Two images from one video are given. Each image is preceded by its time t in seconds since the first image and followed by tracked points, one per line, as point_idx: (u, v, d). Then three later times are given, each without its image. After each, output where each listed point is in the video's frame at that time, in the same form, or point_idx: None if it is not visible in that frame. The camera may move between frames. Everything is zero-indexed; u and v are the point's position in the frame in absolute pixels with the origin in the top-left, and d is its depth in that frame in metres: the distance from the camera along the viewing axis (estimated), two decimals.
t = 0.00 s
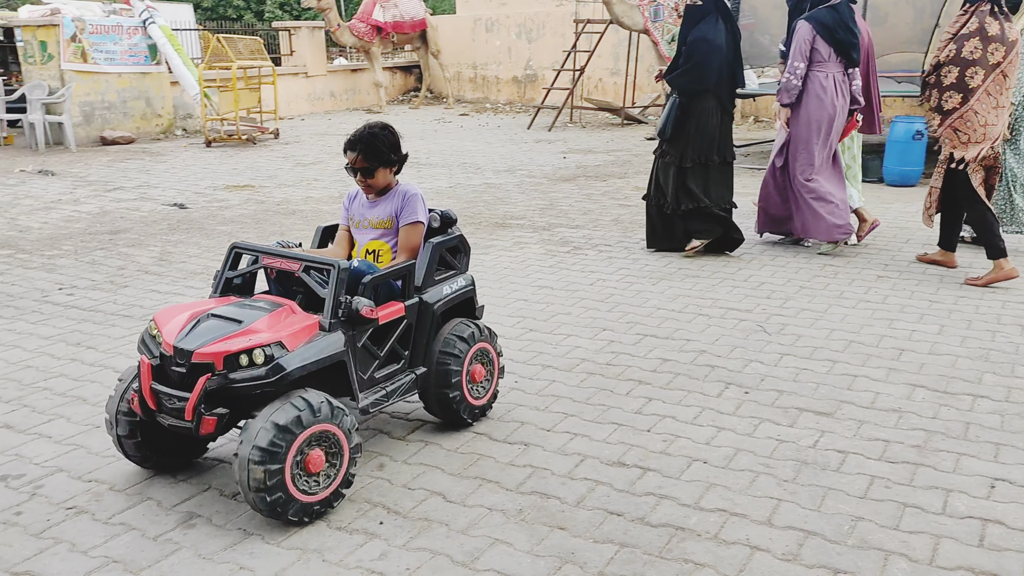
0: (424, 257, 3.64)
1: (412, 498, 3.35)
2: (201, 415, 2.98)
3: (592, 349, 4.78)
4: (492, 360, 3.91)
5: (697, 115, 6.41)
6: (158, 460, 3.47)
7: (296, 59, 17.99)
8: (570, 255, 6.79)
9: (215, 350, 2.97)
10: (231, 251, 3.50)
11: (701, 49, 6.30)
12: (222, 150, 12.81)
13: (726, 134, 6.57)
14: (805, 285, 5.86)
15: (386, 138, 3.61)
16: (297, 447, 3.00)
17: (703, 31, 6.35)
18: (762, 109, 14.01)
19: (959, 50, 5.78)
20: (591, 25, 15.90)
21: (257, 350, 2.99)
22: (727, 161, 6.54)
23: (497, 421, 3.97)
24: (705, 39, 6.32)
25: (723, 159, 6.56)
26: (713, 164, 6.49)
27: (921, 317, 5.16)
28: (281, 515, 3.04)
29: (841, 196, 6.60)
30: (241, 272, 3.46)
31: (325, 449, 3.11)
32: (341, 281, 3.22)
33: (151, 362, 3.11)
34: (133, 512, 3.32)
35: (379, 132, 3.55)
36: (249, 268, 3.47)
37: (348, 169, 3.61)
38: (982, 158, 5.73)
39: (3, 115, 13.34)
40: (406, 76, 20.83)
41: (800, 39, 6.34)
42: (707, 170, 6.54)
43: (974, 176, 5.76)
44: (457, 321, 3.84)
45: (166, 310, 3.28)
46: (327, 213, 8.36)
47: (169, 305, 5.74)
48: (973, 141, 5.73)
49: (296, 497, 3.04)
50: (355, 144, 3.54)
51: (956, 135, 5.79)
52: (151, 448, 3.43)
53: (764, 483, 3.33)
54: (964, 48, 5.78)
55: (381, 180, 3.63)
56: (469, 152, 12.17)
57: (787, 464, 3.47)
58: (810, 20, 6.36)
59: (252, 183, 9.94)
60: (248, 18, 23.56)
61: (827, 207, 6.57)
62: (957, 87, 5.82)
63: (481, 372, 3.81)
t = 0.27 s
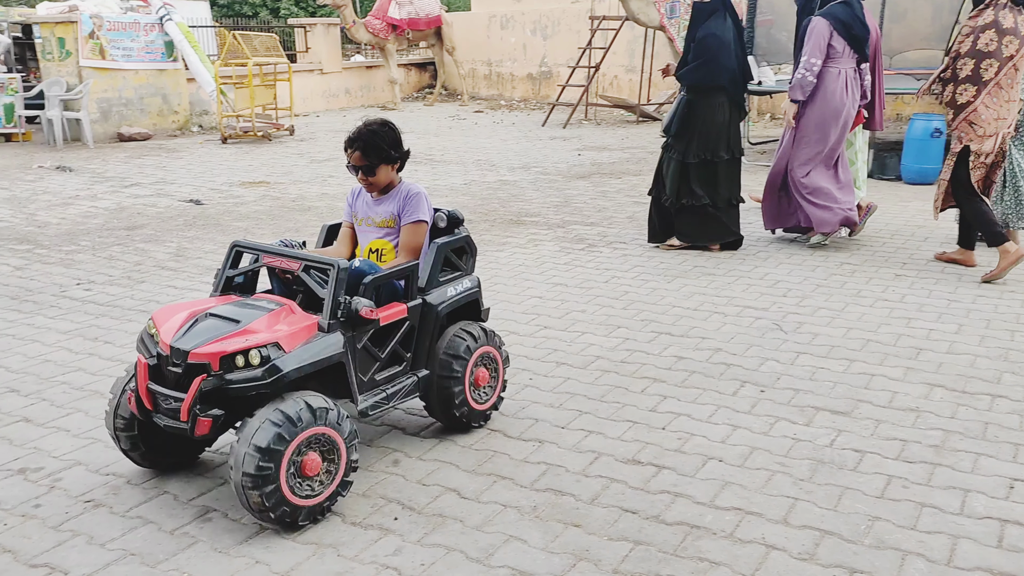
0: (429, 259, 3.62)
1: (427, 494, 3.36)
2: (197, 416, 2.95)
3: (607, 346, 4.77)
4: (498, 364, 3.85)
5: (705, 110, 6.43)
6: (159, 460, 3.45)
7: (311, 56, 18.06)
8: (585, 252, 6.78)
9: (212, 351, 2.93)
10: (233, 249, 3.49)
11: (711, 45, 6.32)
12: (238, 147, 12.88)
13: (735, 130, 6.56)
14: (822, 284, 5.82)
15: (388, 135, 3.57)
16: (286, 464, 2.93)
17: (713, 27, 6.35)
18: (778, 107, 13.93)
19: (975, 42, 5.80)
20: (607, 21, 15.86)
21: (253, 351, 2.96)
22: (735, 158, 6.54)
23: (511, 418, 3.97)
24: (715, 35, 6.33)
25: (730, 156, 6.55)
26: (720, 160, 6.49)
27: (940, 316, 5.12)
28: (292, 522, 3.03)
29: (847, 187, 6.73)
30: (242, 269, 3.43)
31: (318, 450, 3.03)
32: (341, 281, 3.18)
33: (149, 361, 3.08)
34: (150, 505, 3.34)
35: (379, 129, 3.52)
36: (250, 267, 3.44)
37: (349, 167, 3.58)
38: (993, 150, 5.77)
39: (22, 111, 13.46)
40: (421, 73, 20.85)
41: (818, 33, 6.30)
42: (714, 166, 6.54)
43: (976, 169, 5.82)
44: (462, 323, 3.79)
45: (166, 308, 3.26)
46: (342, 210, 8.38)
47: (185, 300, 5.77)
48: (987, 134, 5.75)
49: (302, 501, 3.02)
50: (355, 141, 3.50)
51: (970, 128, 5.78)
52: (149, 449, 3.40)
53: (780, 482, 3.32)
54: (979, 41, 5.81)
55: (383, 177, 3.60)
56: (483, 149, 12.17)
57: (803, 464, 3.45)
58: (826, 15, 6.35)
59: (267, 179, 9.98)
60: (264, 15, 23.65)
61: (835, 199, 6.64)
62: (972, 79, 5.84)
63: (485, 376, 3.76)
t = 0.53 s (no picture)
0: (434, 259, 3.58)
1: (440, 490, 3.36)
2: (195, 416, 2.94)
3: (621, 344, 4.76)
4: (505, 365, 3.82)
5: (711, 107, 6.48)
6: (161, 458, 3.46)
7: (326, 53, 18.12)
8: (599, 250, 6.77)
9: (211, 351, 2.92)
10: (238, 247, 3.49)
11: (716, 44, 6.40)
12: (252, 143, 12.93)
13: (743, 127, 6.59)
14: (837, 282, 5.79)
15: (392, 134, 3.54)
16: (279, 478, 2.92)
17: (718, 25, 6.42)
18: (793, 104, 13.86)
19: (992, 35, 5.83)
20: (621, 18, 15.83)
21: (253, 351, 2.95)
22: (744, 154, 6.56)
23: (524, 415, 3.98)
24: (721, 34, 6.39)
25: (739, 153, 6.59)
26: (728, 157, 6.52)
27: (957, 315, 5.08)
28: (305, 524, 3.06)
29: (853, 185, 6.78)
30: (247, 268, 3.46)
31: (311, 452, 3.00)
32: (344, 282, 3.17)
33: (150, 360, 3.09)
34: (166, 499, 3.37)
35: (383, 128, 3.50)
36: (255, 265, 3.45)
37: (354, 166, 3.57)
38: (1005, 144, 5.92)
39: (39, 108, 13.56)
40: (435, 70, 20.86)
41: (831, 29, 6.36)
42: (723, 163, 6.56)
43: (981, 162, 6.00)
44: (468, 324, 3.77)
45: (168, 307, 3.26)
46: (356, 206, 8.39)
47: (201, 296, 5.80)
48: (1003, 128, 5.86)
49: (308, 503, 3.02)
50: (359, 141, 3.47)
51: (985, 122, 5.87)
52: (151, 447, 3.41)
53: (795, 481, 3.30)
54: (997, 36, 5.82)
55: (388, 177, 3.59)
56: (497, 146, 12.16)
57: (818, 463, 3.43)
58: (837, 11, 6.42)
59: (281, 176, 10.01)
60: (278, 12, 23.72)
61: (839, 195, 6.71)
62: (988, 72, 5.88)
63: (491, 378, 3.74)
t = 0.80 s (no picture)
0: (438, 257, 3.58)
1: (449, 488, 3.36)
2: (199, 416, 2.94)
3: (630, 343, 4.76)
4: (509, 363, 3.82)
5: (713, 107, 6.52)
6: (166, 457, 3.46)
7: (335, 51, 18.14)
8: (608, 248, 6.76)
9: (215, 351, 2.92)
10: (241, 247, 3.49)
11: (717, 44, 6.42)
12: (262, 141, 12.96)
13: (747, 126, 6.62)
14: (848, 281, 5.76)
15: (395, 133, 3.53)
16: (283, 483, 2.91)
17: (720, 26, 6.45)
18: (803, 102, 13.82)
19: (1003, 32, 5.92)
20: (631, 16, 15.79)
21: (257, 351, 2.95)
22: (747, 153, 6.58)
23: (533, 413, 3.98)
24: (722, 35, 6.43)
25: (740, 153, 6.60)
26: (729, 157, 6.54)
27: (968, 315, 5.05)
28: (313, 522, 3.07)
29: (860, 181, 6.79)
30: (250, 267, 3.46)
31: (313, 454, 2.98)
32: (349, 282, 3.17)
33: (153, 359, 3.09)
34: (176, 496, 3.38)
35: (386, 127, 3.49)
36: (259, 264, 3.45)
37: (358, 166, 3.56)
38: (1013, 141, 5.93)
39: (51, 105, 13.65)
40: (444, 68, 20.86)
41: (838, 27, 6.42)
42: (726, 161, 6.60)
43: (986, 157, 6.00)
44: (472, 323, 3.76)
45: (171, 306, 3.26)
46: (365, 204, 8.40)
47: (211, 293, 5.82)
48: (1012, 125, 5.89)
49: (313, 502, 3.02)
50: (362, 141, 3.47)
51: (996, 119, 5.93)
52: (154, 447, 3.41)
53: (805, 481, 3.29)
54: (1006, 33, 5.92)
55: (393, 177, 3.59)
56: (506, 144, 12.15)
57: (828, 462, 3.42)
58: (842, 9, 6.48)
59: (290, 174, 10.02)
60: (288, 10, 23.76)
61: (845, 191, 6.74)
62: (998, 69, 5.96)
63: (496, 376, 3.74)
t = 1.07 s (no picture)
0: (446, 256, 3.58)
1: (462, 485, 3.37)
2: (205, 414, 2.96)
3: (642, 340, 4.74)
4: (518, 362, 3.81)
5: (715, 107, 6.50)
6: (176, 454, 3.48)
7: (348, 48, 18.18)
8: (621, 246, 6.75)
9: (221, 349, 2.93)
10: (249, 244, 3.51)
11: (719, 44, 6.40)
12: (275, 138, 13.00)
13: (749, 125, 6.61)
14: (862, 280, 5.73)
15: (405, 131, 3.53)
16: (288, 488, 2.92)
17: (721, 26, 6.43)
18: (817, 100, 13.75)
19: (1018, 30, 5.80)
20: (644, 13, 15.75)
21: (263, 350, 2.95)
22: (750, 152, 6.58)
23: (546, 411, 3.98)
24: (723, 35, 6.41)
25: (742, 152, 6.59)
26: (730, 156, 6.54)
27: (984, 314, 5.02)
28: (325, 518, 3.09)
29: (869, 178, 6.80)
30: (258, 264, 3.47)
31: (315, 454, 2.98)
32: (355, 280, 3.17)
33: (160, 357, 3.11)
34: (190, 490, 3.40)
35: (395, 125, 3.48)
36: (267, 262, 3.47)
37: (367, 163, 3.56)
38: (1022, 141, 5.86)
39: (66, 102, 13.74)
40: (457, 65, 20.86)
41: (845, 26, 6.41)
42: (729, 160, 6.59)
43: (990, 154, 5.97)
44: (480, 321, 3.76)
45: (179, 303, 3.28)
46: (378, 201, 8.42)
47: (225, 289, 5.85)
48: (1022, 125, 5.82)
49: (322, 500, 3.03)
50: (371, 139, 3.47)
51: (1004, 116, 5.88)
52: (163, 443, 3.43)
53: (819, 480, 3.28)
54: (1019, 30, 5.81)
55: (401, 173, 3.58)
56: (519, 141, 12.15)
57: (843, 462, 3.40)
58: (848, 8, 6.48)
59: (304, 170, 10.06)
60: (301, 8, 23.82)
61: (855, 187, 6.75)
62: (1012, 67, 5.85)
63: (504, 375, 3.73)
